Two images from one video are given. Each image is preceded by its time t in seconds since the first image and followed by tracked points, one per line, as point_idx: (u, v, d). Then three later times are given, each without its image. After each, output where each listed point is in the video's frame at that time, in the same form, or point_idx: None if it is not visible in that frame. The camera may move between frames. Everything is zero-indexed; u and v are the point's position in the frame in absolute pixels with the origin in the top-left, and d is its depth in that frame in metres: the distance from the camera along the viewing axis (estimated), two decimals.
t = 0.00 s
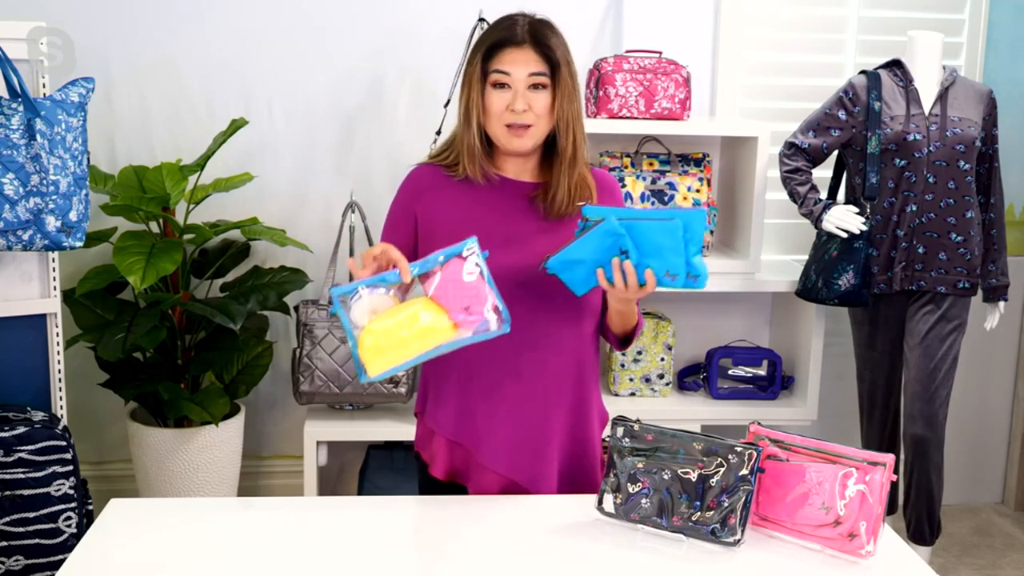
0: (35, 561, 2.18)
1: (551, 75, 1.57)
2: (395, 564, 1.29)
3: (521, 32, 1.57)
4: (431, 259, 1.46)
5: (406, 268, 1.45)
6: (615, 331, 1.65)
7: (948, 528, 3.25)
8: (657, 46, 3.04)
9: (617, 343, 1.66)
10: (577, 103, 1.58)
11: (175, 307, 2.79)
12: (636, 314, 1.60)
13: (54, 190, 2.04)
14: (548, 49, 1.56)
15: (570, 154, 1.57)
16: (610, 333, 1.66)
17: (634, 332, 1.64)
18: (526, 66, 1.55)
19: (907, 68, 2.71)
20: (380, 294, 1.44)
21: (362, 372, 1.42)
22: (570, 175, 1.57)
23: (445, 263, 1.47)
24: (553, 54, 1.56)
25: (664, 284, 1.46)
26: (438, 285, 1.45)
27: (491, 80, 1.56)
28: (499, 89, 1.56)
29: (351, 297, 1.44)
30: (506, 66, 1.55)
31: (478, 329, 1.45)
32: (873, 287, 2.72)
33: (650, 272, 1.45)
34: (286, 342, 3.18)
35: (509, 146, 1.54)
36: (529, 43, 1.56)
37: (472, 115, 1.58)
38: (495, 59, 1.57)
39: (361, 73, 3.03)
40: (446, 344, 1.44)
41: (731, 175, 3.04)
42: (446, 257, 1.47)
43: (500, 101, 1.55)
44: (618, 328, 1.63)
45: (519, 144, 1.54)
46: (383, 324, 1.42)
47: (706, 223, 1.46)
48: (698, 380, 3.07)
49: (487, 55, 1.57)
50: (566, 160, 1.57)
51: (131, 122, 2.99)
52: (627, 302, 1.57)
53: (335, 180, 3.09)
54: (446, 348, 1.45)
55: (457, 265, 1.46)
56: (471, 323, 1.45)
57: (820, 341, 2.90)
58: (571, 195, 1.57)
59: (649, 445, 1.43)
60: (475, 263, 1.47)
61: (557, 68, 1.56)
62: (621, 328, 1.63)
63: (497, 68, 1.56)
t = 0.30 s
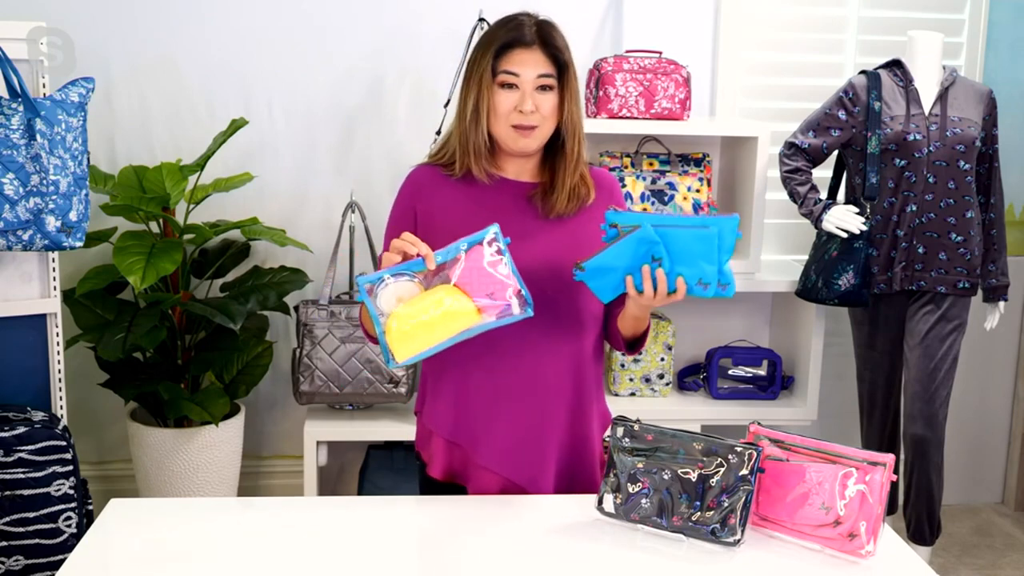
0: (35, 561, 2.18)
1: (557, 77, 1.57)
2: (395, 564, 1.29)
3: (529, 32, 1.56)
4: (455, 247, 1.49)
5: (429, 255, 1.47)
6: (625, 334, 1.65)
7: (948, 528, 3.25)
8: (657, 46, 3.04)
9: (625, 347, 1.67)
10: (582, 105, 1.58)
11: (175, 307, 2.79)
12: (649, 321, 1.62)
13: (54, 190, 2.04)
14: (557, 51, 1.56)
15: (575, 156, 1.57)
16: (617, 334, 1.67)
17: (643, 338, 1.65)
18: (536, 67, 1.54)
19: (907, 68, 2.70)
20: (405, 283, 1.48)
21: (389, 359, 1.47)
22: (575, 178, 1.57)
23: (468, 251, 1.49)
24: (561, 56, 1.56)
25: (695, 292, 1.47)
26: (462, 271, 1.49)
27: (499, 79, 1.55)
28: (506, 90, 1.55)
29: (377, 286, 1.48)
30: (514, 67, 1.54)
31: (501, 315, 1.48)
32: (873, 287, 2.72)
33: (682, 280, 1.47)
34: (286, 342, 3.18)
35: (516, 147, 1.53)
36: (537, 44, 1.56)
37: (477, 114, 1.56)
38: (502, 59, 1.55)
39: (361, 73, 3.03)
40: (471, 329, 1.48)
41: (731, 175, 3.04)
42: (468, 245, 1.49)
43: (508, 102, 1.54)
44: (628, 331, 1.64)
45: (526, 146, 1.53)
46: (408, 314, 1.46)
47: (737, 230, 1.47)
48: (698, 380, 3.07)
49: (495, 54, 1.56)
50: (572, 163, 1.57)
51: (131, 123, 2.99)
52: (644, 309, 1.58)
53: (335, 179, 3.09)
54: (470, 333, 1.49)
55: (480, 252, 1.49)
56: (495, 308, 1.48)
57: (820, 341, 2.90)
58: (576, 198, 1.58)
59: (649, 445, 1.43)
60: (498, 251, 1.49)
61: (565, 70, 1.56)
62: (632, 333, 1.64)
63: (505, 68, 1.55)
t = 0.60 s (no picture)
0: (35, 561, 2.18)
1: (560, 77, 1.57)
2: (395, 564, 1.29)
3: (531, 33, 1.56)
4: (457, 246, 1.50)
5: (433, 254, 1.48)
6: (620, 335, 1.65)
7: (948, 528, 3.25)
8: (657, 46, 3.04)
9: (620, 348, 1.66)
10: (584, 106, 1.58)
11: (175, 307, 2.79)
12: (644, 322, 1.62)
13: (54, 190, 2.04)
14: (558, 51, 1.55)
15: (577, 157, 1.57)
16: (614, 335, 1.66)
17: (639, 339, 1.64)
18: (538, 68, 1.54)
19: (907, 67, 2.70)
20: (406, 280, 1.49)
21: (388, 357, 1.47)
22: (578, 179, 1.57)
23: (469, 251, 1.50)
24: (563, 56, 1.56)
25: (685, 297, 1.49)
26: (464, 272, 1.49)
27: (500, 80, 1.55)
28: (508, 91, 1.55)
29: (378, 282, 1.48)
30: (516, 68, 1.54)
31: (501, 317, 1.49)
32: (873, 287, 2.72)
33: (672, 284, 1.48)
34: (286, 342, 3.18)
35: (518, 147, 1.53)
36: (539, 44, 1.55)
37: (479, 115, 1.56)
38: (504, 60, 1.56)
39: (361, 73, 3.03)
40: (471, 330, 1.48)
41: (731, 175, 3.04)
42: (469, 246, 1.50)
43: (509, 103, 1.54)
44: (623, 332, 1.64)
45: (528, 146, 1.53)
46: (409, 311, 1.46)
47: (728, 235, 1.50)
48: (698, 380, 3.07)
49: (497, 54, 1.56)
50: (574, 163, 1.57)
51: (131, 123, 2.99)
52: (639, 312, 1.58)
53: (335, 179, 3.09)
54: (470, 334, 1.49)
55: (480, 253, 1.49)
56: (496, 310, 1.49)
57: (820, 342, 2.90)
58: (580, 199, 1.58)
59: (649, 445, 1.43)
60: (499, 253, 1.49)
61: (567, 70, 1.56)
62: (626, 334, 1.64)
63: (506, 69, 1.55)
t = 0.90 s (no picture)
0: (35, 561, 2.18)
1: (550, 74, 1.55)
2: (395, 564, 1.29)
3: (519, 31, 1.55)
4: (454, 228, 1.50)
5: (429, 228, 1.49)
6: (622, 332, 1.66)
7: (948, 528, 3.25)
8: (657, 46, 3.04)
9: (621, 346, 1.68)
10: (575, 101, 1.56)
11: (175, 307, 2.79)
12: (645, 318, 1.63)
13: (54, 190, 2.04)
14: (546, 47, 1.54)
15: (570, 154, 1.56)
16: (614, 332, 1.67)
17: (639, 335, 1.66)
18: (524, 65, 1.53)
19: (907, 68, 2.70)
20: (395, 248, 1.48)
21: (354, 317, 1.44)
22: (571, 176, 1.56)
23: (465, 235, 1.50)
24: (551, 52, 1.54)
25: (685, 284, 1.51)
26: (454, 253, 1.49)
27: (490, 79, 1.55)
28: (497, 89, 1.55)
29: (366, 242, 1.46)
30: (504, 66, 1.54)
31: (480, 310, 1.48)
32: (873, 287, 2.72)
33: (672, 272, 1.49)
34: (286, 342, 3.18)
35: (506, 145, 1.53)
36: (526, 41, 1.55)
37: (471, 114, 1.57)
38: (494, 58, 1.56)
39: (361, 73, 3.03)
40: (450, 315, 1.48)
41: (731, 175, 3.04)
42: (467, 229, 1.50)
43: (497, 100, 1.54)
44: (625, 327, 1.65)
45: (516, 143, 1.52)
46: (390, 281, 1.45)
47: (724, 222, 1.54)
48: (698, 380, 3.07)
49: (488, 55, 1.57)
50: (566, 161, 1.55)
51: (131, 122, 2.99)
52: (641, 307, 1.59)
53: (335, 179, 3.09)
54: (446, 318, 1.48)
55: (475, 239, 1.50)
56: (479, 300, 1.48)
57: (820, 341, 2.90)
58: (574, 196, 1.56)
59: (649, 445, 1.43)
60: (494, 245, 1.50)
61: (556, 66, 1.54)
62: (627, 330, 1.66)
63: (495, 67, 1.55)
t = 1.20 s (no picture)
0: (35, 561, 2.18)
1: (552, 73, 1.55)
2: (395, 564, 1.29)
3: (521, 30, 1.55)
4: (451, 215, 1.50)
5: (426, 212, 1.48)
6: (621, 331, 1.67)
7: (948, 528, 3.25)
8: (657, 46, 3.04)
9: (620, 344, 1.69)
10: (578, 99, 1.56)
11: (175, 307, 2.79)
12: (645, 316, 1.63)
13: (54, 190, 2.04)
14: (548, 46, 1.54)
15: (573, 152, 1.56)
16: (614, 333, 1.68)
17: (639, 335, 1.67)
18: (527, 64, 1.53)
19: (907, 68, 2.70)
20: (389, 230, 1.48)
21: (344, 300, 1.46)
22: (574, 174, 1.56)
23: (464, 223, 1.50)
24: (553, 50, 1.54)
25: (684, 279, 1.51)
26: (451, 239, 1.49)
27: (492, 78, 1.55)
28: (500, 88, 1.55)
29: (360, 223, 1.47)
30: (507, 65, 1.54)
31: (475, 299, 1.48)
32: (873, 287, 2.72)
33: (671, 268, 1.50)
34: (286, 342, 3.18)
35: (511, 143, 1.53)
36: (528, 40, 1.55)
37: (473, 114, 1.56)
38: (496, 58, 1.55)
39: (361, 73, 3.03)
40: (442, 302, 1.48)
41: (731, 175, 3.04)
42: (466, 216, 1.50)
43: (500, 100, 1.54)
44: (624, 327, 1.66)
45: (520, 141, 1.52)
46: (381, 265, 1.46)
47: (723, 219, 1.56)
48: (698, 380, 3.07)
49: (490, 54, 1.56)
50: (569, 159, 1.55)
51: (131, 123, 2.99)
52: (641, 304, 1.60)
53: (335, 179, 3.09)
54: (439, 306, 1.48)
55: (478, 229, 1.49)
56: (473, 290, 1.48)
57: (820, 341, 2.90)
58: (576, 195, 1.56)
59: (649, 445, 1.43)
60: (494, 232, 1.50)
61: (558, 64, 1.54)
62: (627, 330, 1.67)
63: (498, 66, 1.54)
